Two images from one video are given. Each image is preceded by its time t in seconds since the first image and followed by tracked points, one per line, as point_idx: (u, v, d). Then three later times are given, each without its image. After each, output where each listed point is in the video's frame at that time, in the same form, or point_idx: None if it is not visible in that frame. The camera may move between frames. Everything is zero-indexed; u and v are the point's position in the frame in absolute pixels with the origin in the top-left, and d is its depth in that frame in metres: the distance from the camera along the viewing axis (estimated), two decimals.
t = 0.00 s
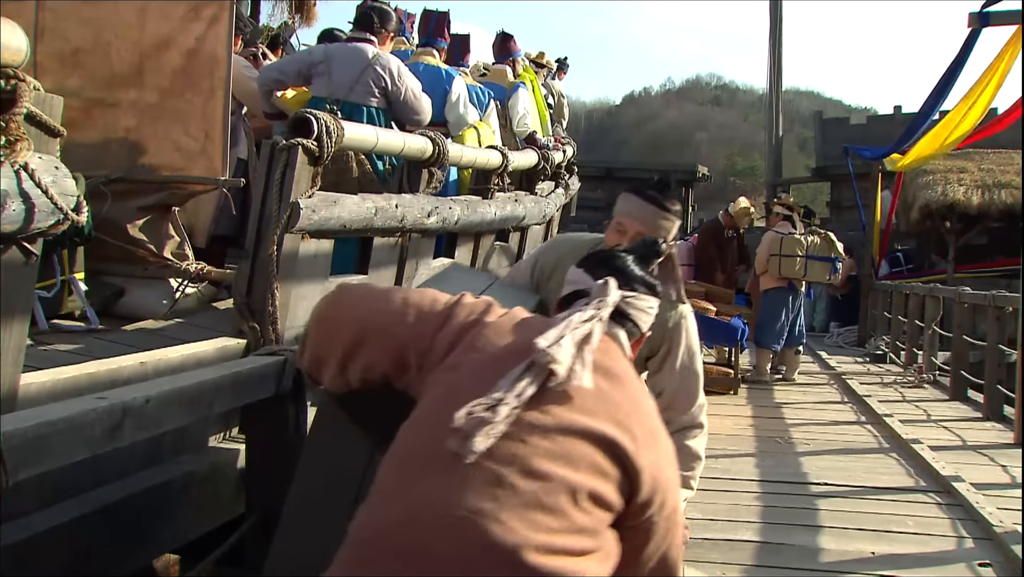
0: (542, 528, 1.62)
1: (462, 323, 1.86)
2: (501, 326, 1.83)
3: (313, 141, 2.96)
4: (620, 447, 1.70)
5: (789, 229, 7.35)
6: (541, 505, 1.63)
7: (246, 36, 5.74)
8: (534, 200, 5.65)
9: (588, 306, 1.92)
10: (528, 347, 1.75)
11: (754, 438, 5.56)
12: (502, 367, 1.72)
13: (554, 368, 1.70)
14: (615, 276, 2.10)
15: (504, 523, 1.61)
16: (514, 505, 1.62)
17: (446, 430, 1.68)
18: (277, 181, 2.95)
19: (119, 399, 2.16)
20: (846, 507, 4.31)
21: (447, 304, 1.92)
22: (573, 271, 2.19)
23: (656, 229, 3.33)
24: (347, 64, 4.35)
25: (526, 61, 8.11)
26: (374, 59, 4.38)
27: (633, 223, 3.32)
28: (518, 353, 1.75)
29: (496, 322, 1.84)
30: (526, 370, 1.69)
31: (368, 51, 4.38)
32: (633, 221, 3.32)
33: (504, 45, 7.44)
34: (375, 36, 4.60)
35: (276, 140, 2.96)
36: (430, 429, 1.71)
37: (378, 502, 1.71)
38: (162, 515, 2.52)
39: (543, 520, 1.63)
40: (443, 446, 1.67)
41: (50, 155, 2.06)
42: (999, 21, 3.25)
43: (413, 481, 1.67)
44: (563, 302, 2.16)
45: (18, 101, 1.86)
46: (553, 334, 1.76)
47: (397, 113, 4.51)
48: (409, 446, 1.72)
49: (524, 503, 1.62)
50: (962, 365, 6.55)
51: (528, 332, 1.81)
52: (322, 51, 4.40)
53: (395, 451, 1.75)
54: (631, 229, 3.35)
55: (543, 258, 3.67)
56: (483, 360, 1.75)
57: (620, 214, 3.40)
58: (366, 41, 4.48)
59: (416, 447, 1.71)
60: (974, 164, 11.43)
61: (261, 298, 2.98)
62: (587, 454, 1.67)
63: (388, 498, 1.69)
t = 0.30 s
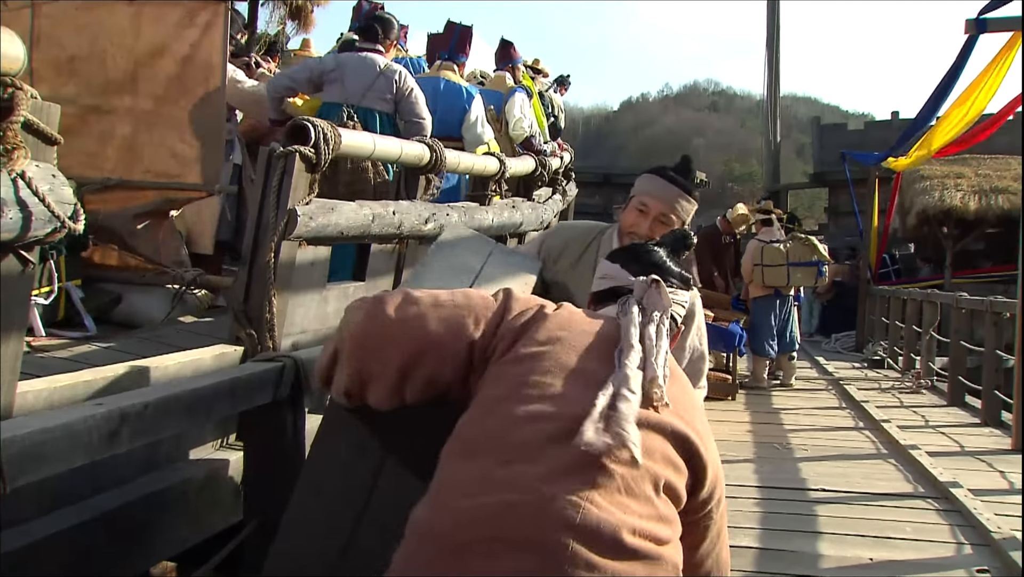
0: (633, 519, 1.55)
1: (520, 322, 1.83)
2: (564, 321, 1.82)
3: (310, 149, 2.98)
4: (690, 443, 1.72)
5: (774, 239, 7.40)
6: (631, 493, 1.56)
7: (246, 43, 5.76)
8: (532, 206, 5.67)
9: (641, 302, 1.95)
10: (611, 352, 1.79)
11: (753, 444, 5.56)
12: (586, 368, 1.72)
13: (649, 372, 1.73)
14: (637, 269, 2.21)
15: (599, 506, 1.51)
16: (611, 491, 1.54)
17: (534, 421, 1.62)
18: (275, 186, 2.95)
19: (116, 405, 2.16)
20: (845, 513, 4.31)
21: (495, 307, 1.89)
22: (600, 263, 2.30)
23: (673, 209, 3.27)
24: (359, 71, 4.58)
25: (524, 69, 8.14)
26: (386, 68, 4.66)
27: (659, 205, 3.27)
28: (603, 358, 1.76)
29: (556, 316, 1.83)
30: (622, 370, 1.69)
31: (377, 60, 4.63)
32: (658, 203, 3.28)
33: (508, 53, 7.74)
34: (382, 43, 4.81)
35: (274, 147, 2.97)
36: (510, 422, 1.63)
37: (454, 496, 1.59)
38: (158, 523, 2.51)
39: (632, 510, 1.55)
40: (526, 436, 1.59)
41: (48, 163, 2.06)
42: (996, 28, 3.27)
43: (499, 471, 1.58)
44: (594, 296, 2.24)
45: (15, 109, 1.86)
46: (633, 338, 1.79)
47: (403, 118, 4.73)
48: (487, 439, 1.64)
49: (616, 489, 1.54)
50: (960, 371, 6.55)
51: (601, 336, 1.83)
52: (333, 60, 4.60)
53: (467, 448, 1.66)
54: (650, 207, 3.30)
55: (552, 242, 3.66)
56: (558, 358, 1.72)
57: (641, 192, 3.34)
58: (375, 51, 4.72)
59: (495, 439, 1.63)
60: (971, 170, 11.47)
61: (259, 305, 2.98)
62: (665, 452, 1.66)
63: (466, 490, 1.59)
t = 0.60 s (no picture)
0: (725, 555, 1.73)
1: (546, 358, 1.83)
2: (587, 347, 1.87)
3: (307, 157, 2.98)
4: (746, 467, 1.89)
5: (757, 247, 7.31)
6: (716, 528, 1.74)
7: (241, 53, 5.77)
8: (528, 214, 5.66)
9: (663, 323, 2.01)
10: (657, 376, 1.91)
11: (748, 452, 5.56)
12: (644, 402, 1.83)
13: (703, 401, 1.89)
14: (643, 288, 2.11)
15: (704, 551, 1.68)
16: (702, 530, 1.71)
17: (611, 464, 1.71)
18: (273, 194, 2.96)
19: (112, 414, 2.16)
20: (841, 521, 4.31)
21: (511, 339, 1.85)
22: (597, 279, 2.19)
23: (643, 212, 3.01)
24: (365, 79, 4.63)
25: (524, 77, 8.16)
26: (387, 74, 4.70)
27: (630, 211, 3.00)
28: (651, 385, 1.88)
29: (588, 344, 1.86)
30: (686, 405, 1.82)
31: (382, 69, 4.70)
32: (629, 208, 3.00)
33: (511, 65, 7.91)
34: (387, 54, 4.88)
35: (271, 155, 2.98)
36: (590, 458, 1.72)
37: (540, 544, 1.69)
38: (154, 530, 2.51)
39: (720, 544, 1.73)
40: (606, 484, 1.69)
41: (44, 170, 2.07)
42: (991, 38, 3.30)
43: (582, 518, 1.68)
44: (598, 318, 2.16)
45: (12, 118, 1.86)
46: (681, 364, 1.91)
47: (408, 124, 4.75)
48: (557, 484, 1.72)
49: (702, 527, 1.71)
50: (956, 380, 6.56)
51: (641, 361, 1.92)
52: (338, 72, 4.66)
53: (535, 491, 1.73)
54: (619, 211, 3.02)
55: (525, 236, 3.30)
56: (604, 392, 1.79)
57: (607, 196, 3.05)
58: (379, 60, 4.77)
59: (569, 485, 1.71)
60: (967, 179, 11.53)
61: (255, 313, 2.99)
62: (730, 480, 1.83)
63: (545, 536, 1.69)
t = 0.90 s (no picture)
0: (726, 557, 1.78)
1: (528, 354, 1.82)
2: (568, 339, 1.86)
3: (303, 160, 2.98)
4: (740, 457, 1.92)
5: (751, 251, 7.36)
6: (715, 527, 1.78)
7: (237, 57, 5.77)
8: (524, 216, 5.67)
9: (657, 310, 2.02)
10: (651, 368, 1.92)
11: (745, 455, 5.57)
12: (637, 395, 1.84)
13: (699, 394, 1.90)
14: (639, 273, 2.10)
15: (703, 554, 1.72)
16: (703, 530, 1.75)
17: (606, 462, 1.73)
18: (268, 199, 2.96)
19: (107, 417, 2.16)
20: (836, 524, 4.32)
21: (489, 338, 1.84)
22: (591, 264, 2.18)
23: (614, 218, 3.12)
24: (389, 93, 5.25)
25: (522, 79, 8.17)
26: (411, 90, 5.33)
27: (598, 216, 3.10)
28: (645, 377, 1.90)
29: (574, 338, 1.86)
30: (685, 400, 1.84)
31: (406, 85, 5.33)
32: (597, 214, 3.10)
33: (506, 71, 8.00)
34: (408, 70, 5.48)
35: (268, 158, 2.98)
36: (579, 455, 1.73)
37: (533, 546, 1.71)
38: (149, 533, 2.51)
39: (717, 543, 1.77)
40: (603, 483, 1.71)
41: (40, 173, 2.08)
42: (987, 41, 3.30)
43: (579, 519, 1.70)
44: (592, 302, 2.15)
45: (8, 121, 1.94)
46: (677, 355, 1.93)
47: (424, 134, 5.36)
48: (551, 484, 1.74)
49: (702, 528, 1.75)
50: (952, 382, 6.56)
51: (632, 352, 1.93)
52: (365, 85, 5.22)
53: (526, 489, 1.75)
54: (589, 219, 3.12)
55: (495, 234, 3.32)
56: (592, 386, 1.80)
57: (577, 203, 3.15)
58: (403, 77, 5.38)
59: (564, 485, 1.72)
60: (962, 182, 11.56)
61: (250, 315, 2.98)
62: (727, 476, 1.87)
63: (541, 539, 1.71)
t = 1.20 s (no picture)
0: (653, 566, 1.63)
1: (431, 364, 1.75)
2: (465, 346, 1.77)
3: (300, 166, 2.97)
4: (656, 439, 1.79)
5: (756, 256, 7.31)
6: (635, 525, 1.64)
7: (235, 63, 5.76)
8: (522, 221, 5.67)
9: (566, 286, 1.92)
10: (556, 360, 1.79)
11: (742, 460, 5.57)
12: (538, 390, 1.72)
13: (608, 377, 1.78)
14: (545, 255, 2.01)
15: (625, 559, 1.60)
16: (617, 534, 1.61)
17: (505, 470, 1.63)
18: (266, 205, 2.95)
19: (104, 423, 2.16)
20: (834, 530, 4.32)
21: (390, 359, 1.78)
22: (498, 257, 2.08)
23: (603, 205, 3.20)
24: (405, 103, 5.40)
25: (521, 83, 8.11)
26: (427, 101, 5.54)
27: (586, 205, 3.16)
28: (550, 371, 1.76)
29: (472, 344, 1.76)
30: (589, 393, 1.70)
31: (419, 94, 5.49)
32: (585, 203, 3.17)
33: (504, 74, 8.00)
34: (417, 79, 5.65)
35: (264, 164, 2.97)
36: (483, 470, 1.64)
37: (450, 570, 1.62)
38: (146, 541, 2.51)
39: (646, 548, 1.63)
40: (506, 495, 1.62)
41: (37, 180, 2.07)
42: (983, 49, 3.32)
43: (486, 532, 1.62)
44: (502, 295, 2.02)
45: (4, 127, 1.89)
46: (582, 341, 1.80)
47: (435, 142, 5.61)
48: (462, 496, 1.65)
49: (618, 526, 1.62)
50: (949, 388, 6.56)
51: (534, 346, 1.80)
52: (382, 93, 5.36)
53: (439, 513, 1.67)
54: (580, 207, 3.19)
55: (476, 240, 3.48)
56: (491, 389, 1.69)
57: (566, 192, 3.20)
58: (416, 86, 5.55)
59: (473, 496, 1.64)
60: (959, 188, 11.59)
61: (249, 322, 2.96)
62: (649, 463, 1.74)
63: (459, 549, 1.64)
